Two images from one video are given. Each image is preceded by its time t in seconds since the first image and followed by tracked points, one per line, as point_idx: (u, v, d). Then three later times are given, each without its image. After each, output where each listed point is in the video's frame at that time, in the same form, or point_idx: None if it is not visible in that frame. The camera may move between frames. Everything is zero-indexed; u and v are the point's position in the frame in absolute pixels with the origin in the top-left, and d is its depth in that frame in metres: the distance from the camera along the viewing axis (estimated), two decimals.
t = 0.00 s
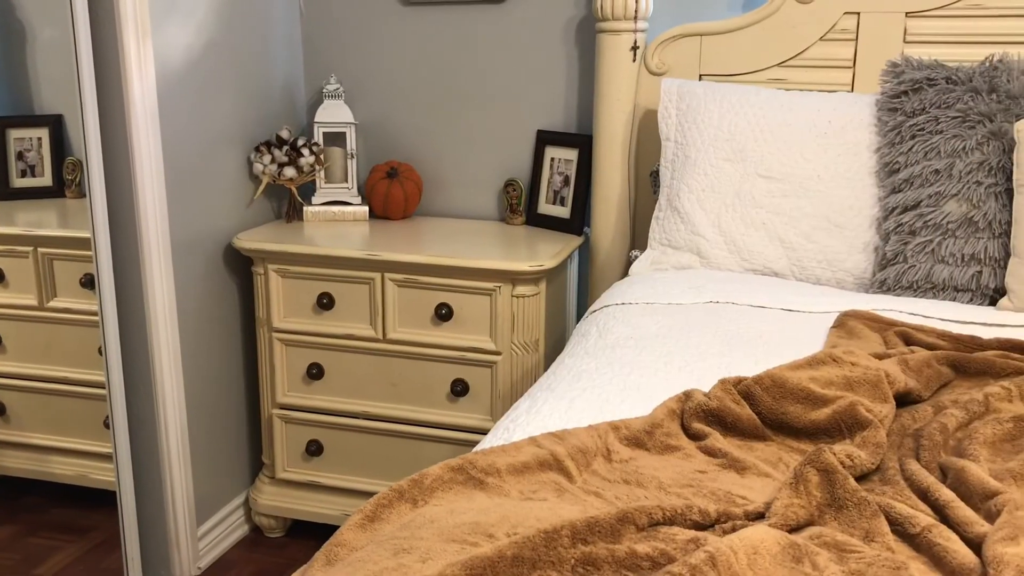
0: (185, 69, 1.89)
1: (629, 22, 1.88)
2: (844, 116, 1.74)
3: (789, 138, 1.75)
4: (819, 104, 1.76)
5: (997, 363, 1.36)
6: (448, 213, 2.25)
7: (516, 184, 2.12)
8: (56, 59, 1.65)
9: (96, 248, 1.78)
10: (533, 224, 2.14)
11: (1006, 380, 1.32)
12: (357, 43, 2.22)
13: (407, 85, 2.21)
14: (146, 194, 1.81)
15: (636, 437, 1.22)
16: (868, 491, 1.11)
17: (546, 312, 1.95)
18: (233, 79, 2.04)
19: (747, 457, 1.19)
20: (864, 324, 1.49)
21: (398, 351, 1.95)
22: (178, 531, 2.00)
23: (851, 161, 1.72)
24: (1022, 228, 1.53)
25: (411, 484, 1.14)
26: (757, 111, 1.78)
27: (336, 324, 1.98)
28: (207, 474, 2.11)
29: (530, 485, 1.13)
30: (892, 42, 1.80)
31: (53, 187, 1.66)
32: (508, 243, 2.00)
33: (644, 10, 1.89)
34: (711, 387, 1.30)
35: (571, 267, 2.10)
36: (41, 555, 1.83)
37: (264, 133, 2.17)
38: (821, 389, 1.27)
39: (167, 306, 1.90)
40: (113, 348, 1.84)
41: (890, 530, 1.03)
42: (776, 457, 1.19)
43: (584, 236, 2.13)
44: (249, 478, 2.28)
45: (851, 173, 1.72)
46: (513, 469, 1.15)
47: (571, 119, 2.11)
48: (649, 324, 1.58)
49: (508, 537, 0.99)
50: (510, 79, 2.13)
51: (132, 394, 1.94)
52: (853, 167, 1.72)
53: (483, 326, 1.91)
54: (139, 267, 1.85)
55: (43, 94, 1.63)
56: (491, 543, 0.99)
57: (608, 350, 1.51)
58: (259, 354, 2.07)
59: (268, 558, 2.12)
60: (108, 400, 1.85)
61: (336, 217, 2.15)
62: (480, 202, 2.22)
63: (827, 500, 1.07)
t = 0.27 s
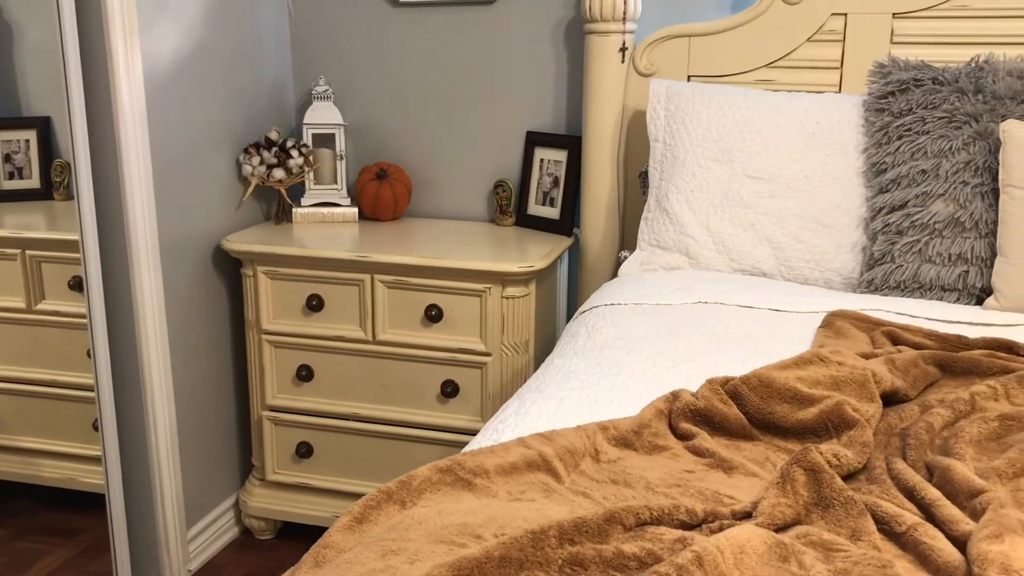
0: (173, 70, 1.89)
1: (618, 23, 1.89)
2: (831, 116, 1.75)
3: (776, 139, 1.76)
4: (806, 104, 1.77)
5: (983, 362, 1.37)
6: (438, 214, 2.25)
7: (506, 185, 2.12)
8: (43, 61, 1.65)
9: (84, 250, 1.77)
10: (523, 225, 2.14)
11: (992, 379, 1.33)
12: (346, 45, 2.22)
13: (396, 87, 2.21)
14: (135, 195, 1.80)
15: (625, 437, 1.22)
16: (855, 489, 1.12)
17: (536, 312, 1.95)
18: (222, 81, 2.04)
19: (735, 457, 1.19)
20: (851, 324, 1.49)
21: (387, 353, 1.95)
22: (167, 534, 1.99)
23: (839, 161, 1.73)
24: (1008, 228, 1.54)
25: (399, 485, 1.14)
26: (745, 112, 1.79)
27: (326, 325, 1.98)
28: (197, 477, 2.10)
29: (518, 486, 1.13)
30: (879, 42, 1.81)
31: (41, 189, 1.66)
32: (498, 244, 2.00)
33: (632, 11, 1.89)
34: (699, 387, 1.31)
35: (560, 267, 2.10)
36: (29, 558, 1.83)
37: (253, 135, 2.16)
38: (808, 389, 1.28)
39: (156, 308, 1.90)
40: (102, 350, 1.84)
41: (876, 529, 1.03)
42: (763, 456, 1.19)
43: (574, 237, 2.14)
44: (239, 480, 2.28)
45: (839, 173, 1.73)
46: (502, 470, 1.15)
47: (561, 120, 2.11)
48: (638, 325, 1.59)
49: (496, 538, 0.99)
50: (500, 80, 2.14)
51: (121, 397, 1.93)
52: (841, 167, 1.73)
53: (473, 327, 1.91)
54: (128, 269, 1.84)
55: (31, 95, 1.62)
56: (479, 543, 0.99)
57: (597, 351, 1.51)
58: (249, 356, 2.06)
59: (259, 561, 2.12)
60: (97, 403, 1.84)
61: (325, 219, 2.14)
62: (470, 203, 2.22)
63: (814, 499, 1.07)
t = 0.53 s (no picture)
0: (158, 72, 1.88)
1: (603, 24, 1.89)
2: (816, 116, 1.76)
3: (762, 139, 1.76)
4: (791, 105, 1.78)
5: (966, 360, 1.38)
6: (426, 214, 2.25)
7: (493, 186, 2.13)
8: (27, 62, 1.63)
9: (69, 252, 1.76)
10: (510, 225, 2.14)
11: (975, 377, 1.34)
12: (332, 46, 2.22)
13: (382, 87, 2.20)
14: (120, 197, 1.79)
15: (610, 437, 1.22)
16: (839, 488, 1.13)
17: (523, 313, 1.95)
18: (208, 82, 2.03)
19: (720, 455, 1.20)
20: (836, 323, 1.50)
21: (375, 355, 1.95)
22: (155, 537, 1.99)
23: (824, 161, 1.74)
24: (991, 227, 1.55)
25: (384, 486, 1.14)
26: (730, 112, 1.79)
27: (313, 327, 1.98)
28: (184, 479, 2.09)
29: (504, 486, 1.13)
30: (863, 43, 1.82)
31: (26, 191, 1.65)
32: (485, 244, 2.00)
33: (618, 12, 1.89)
34: (684, 386, 1.31)
35: (548, 268, 2.11)
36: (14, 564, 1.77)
37: (238, 136, 2.16)
38: (792, 387, 1.28)
39: (142, 310, 1.89)
40: (87, 353, 1.83)
41: (860, 526, 1.04)
42: (748, 455, 1.20)
43: (561, 238, 2.14)
44: (226, 482, 2.27)
45: (824, 173, 1.73)
46: (487, 470, 1.15)
47: (547, 121, 2.11)
48: (624, 325, 1.59)
49: (481, 539, 0.99)
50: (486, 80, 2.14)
51: (106, 400, 1.92)
52: (825, 167, 1.74)
53: (460, 328, 1.91)
54: (114, 271, 1.83)
55: (17, 96, 1.61)
56: (464, 544, 0.99)
57: (584, 351, 1.51)
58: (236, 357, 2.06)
59: (247, 563, 2.11)
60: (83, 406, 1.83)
61: (312, 220, 2.14)
62: (457, 204, 2.22)
63: (798, 498, 1.08)
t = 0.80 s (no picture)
0: (140, 74, 1.87)
1: (587, 24, 1.89)
2: (798, 116, 1.77)
3: (745, 139, 1.77)
4: (773, 105, 1.79)
5: (947, 358, 1.39)
6: (411, 215, 2.25)
7: (478, 186, 2.13)
8: (8, 64, 1.62)
9: (52, 255, 1.75)
10: (496, 226, 2.14)
11: (955, 374, 1.35)
12: (316, 47, 2.21)
13: (367, 88, 2.20)
14: (103, 199, 1.78)
15: (593, 437, 1.23)
16: (820, 485, 1.13)
17: (509, 314, 1.95)
18: (191, 84, 2.03)
19: (702, 454, 1.20)
20: (819, 321, 1.51)
21: (360, 356, 1.95)
22: (140, 540, 1.98)
23: (806, 160, 1.74)
24: (972, 226, 1.56)
25: (367, 488, 1.14)
26: (713, 112, 1.80)
27: (298, 329, 1.97)
28: (169, 482, 2.08)
29: (487, 487, 1.13)
30: (844, 43, 1.83)
31: (8, 194, 1.64)
32: (470, 245, 2.00)
33: (601, 12, 1.90)
34: (667, 385, 1.32)
35: (534, 268, 2.11)
36: None
37: (222, 138, 2.15)
38: (775, 386, 1.29)
39: (125, 313, 1.88)
40: (71, 356, 1.82)
41: (840, 524, 1.05)
42: (731, 454, 1.20)
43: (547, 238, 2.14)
44: (212, 485, 2.26)
45: (806, 173, 1.74)
46: (470, 471, 1.15)
47: (532, 121, 2.12)
48: (608, 325, 1.59)
49: (463, 539, 0.99)
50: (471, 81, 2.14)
51: (90, 403, 1.91)
52: (808, 167, 1.75)
53: (446, 329, 1.91)
54: (97, 273, 1.82)
55: None
56: (446, 545, 0.99)
57: (568, 351, 1.52)
58: (220, 360, 2.05)
59: (233, 566, 2.11)
60: (66, 409, 1.82)
61: (297, 222, 2.13)
62: (442, 205, 2.22)
63: (779, 496, 1.08)
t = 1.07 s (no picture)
0: (120, 76, 1.87)
1: (567, 25, 1.90)
2: (778, 116, 1.78)
3: (724, 139, 1.78)
4: (753, 105, 1.80)
5: (924, 355, 1.39)
6: (394, 217, 2.24)
7: (460, 187, 2.12)
8: None
9: (30, 259, 1.74)
10: (478, 227, 2.14)
11: (932, 372, 1.36)
12: (297, 48, 2.21)
13: (348, 90, 2.20)
14: (82, 203, 1.77)
15: (572, 437, 1.23)
16: (797, 483, 1.14)
17: (491, 315, 1.95)
18: (171, 86, 2.02)
19: (681, 453, 1.20)
20: (798, 320, 1.51)
21: (342, 358, 1.94)
22: (122, 545, 1.97)
23: (785, 160, 1.75)
24: (949, 224, 1.57)
25: (346, 490, 1.13)
26: (693, 112, 1.81)
27: (279, 331, 1.97)
28: (151, 486, 2.07)
29: (465, 488, 1.13)
30: (823, 43, 1.84)
31: None
32: (453, 246, 2.00)
33: (581, 13, 1.90)
34: (646, 385, 1.32)
35: (516, 269, 2.11)
36: None
37: (203, 140, 2.14)
38: (753, 384, 1.29)
39: (105, 316, 1.87)
40: (50, 361, 1.80)
41: (817, 521, 1.06)
42: (709, 453, 1.21)
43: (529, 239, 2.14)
44: (194, 488, 2.25)
45: (786, 172, 1.75)
46: (449, 472, 1.15)
47: (513, 122, 2.12)
48: (589, 326, 1.59)
49: (440, 541, 0.99)
50: (452, 82, 2.14)
51: (70, 408, 1.90)
52: (787, 166, 1.76)
53: (428, 330, 1.91)
54: (76, 277, 1.81)
55: None
56: (423, 546, 0.99)
57: (548, 351, 1.52)
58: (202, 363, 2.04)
59: (216, 569, 2.10)
60: (47, 414, 1.81)
61: (278, 224, 2.13)
62: (425, 206, 2.22)
63: (756, 494, 1.09)
